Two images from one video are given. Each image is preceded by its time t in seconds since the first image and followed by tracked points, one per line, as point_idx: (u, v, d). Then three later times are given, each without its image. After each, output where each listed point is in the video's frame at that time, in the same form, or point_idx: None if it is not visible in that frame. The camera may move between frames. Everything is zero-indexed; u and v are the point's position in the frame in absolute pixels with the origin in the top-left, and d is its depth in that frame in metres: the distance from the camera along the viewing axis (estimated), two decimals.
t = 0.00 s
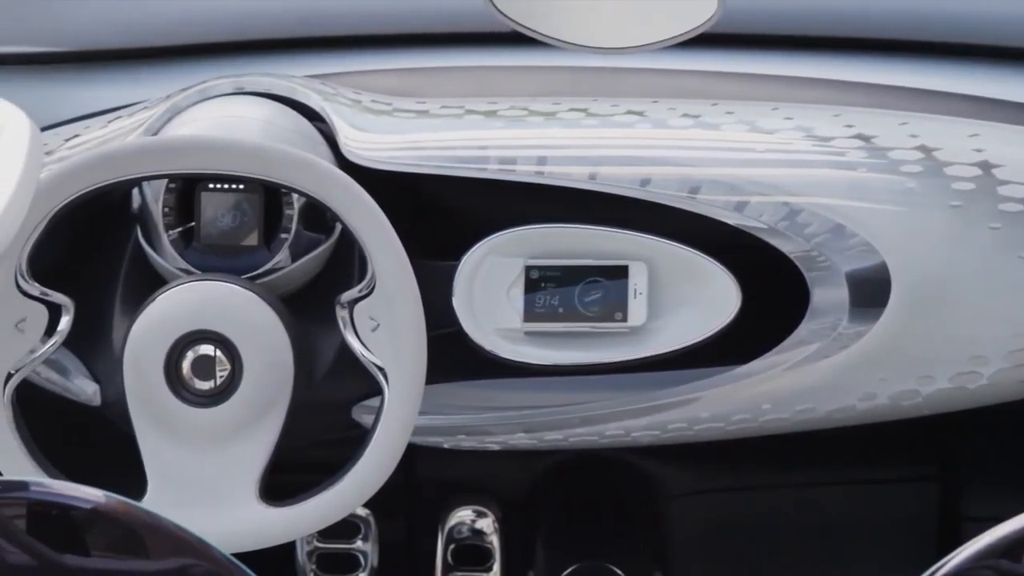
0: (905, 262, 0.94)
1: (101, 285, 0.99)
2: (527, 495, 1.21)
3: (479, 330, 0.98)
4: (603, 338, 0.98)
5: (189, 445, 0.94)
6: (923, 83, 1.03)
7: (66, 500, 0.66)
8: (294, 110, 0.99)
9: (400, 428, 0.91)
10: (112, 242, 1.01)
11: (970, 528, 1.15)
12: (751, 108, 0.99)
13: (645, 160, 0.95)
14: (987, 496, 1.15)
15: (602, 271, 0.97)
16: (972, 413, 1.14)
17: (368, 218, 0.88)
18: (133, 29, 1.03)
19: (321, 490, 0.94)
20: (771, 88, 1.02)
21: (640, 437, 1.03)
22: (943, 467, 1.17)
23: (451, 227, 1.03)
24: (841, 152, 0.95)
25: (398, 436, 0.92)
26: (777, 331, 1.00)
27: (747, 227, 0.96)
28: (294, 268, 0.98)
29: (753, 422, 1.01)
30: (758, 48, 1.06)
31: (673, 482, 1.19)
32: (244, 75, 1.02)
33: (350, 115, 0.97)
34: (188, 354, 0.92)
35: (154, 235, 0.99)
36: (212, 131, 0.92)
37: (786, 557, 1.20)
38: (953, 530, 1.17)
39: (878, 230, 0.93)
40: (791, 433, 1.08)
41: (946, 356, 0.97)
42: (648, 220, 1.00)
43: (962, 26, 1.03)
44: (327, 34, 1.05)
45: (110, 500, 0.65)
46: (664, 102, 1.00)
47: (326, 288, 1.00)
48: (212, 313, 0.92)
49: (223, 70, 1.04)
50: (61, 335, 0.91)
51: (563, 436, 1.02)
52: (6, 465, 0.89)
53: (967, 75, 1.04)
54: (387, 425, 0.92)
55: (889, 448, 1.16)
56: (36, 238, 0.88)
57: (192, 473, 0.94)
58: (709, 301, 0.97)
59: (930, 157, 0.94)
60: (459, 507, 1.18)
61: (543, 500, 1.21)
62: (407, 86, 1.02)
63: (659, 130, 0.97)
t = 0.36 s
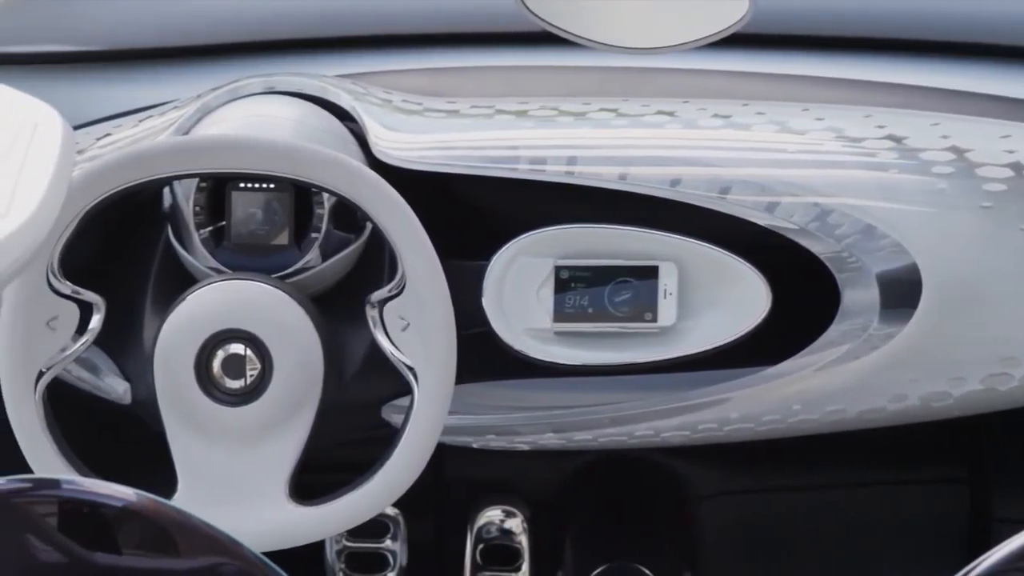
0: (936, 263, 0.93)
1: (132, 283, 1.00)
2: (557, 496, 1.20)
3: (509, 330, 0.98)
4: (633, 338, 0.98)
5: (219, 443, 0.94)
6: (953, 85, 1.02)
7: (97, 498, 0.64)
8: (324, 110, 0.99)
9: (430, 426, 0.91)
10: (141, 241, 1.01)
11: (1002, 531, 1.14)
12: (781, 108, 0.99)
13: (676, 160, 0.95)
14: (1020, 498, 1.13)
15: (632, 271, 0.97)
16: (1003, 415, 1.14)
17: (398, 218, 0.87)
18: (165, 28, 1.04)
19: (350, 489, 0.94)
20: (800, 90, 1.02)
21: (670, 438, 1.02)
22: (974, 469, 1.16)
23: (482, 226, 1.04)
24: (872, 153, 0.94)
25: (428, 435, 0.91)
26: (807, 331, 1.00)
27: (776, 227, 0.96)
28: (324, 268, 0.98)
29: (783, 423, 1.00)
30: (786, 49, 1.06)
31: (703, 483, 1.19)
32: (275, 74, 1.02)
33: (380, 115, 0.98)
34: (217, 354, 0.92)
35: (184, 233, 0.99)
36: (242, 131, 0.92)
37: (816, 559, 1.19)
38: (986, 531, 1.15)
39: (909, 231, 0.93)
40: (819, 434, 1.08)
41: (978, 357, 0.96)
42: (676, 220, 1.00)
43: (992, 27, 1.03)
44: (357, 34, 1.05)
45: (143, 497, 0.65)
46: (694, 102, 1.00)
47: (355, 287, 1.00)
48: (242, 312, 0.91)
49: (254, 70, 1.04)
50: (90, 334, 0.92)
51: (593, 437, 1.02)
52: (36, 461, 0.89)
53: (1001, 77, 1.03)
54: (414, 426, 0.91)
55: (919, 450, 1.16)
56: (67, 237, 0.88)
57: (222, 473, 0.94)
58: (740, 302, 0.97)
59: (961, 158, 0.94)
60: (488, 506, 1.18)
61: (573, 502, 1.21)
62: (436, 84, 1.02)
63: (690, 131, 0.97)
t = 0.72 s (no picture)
0: (969, 266, 0.93)
1: (165, 281, 1.00)
2: (587, 496, 1.22)
3: (541, 330, 0.98)
4: (664, 338, 0.98)
5: (249, 441, 0.91)
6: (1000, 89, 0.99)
7: (130, 496, 0.63)
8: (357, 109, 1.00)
9: (459, 429, 0.88)
10: (173, 241, 1.02)
11: None
12: (813, 109, 0.99)
13: (709, 160, 0.95)
14: None
15: (664, 273, 0.96)
16: None
17: (434, 219, 0.85)
18: (199, 27, 1.04)
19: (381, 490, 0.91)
20: (835, 91, 1.01)
21: (701, 438, 1.03)
22: (1003, 471, 1.17)
23: (514, 227, 1.04)
24: (903, 154, 0.94)
25: (458, 438, 0.88)
26: (841, 329, 1.00)
27: (809, 228, 0.96)
28: (355, 267, 0.98)
29: (814, 424, 1.01)
30: (827, 49, 1.06)
31: (734, 485, 1.20)
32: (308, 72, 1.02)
33: (411, 114, 0.98)
34: (250, 351, 0.89)
35: (216, 231, 0.99)
36: (273, 129, 0.93)
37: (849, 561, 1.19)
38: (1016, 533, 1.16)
39: (942, 232, 0.92)
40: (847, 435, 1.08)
41: (1013, 359, 0.96)
42: (707, 220, 1.00)
43: None
44: (392, 33, 1.05)
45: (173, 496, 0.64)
46: (727, 102, 1.00)
47: (387, 287, 1.01)
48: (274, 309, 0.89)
49: (287, 69, 1.05)
50: (124, 333, 0.89)
51: (624, 437, 1.02)
52: (70, 462, 0.87)
53: None
54: (444, 427, 0.89)
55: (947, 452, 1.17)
56: (100, 237, 0.86)
57: (254, 472, 0.92)
58: (773, 303, 0.97)
59: (994, 159, 0.93)
60: (519, 506, 1.19)
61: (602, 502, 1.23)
62: (468, 83, 1.02)
63: (722, 131, 0.96)
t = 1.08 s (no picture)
0: (1005, 267, 0.92)
1: (199, 280, 1.00)
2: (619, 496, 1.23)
3: (574, 330, 0.98)
4: (698, 339, 0.98)
5: (281, 441, 0.90)
6: None
7: (163, 494, 0.63)
8: (390, 109, 1.00)
9: (490, 430, 0.87)
10: (208, 239, 1.02)
11: None
12: (846, 110, 0.98)
13: (742, 160, 0.95)
14: None
15: (697, 273, 0.96)
16: None
17: (469, 219, 0.83)
18: (234, 27, 1.05)
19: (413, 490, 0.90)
20: (868, 91, 1.01)
21: (734, 440, 1.03)
22: None
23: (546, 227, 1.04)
24: (939, 155, 0.93)
25: (491, 439, 0.87)
26: (875, 330, 1.00)
27: (843, 228, 0.96)
28: (389, 267, 0.98)
29: (847, 426, 1.00)
30: (850, 50, 1.05)
31: (768, 487, 1.20)
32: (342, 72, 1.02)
33: (445, 114, 0.98)
34: (283, 350, 0.89)
35: (250, 230, 0.99)
36: (307, 129, 0.93)
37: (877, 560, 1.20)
38: None
39: (977, 234, 0.92)
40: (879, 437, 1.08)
41: None
42: (740, 221, 1.00)
43: None
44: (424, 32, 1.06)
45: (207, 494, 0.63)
46: (760, 103, 1.00)
47: (421, 286, 1.01)
48: (307, 309, 0.88)
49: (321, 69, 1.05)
50: (158, 332, 0.89)
51: (657, 437, 1.03)
52: (103, 461, 0.86)
53: None
54: (476, 427, 0.87)
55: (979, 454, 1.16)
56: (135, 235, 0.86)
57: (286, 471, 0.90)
58: (806, 304, 0.96)
59: None
60: (551, 506, 1.19)
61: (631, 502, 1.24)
62: (501, 84, 1.03)
63: (756, 132, 0.96)
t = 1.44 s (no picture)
0: None
1: (235, 279, 1.00)
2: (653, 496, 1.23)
3: (608, 329, 0.98)
4: (733, 340, 0.98)
5: (315, 441, 0.89)
6: None
7: (203, 493, 0.58)
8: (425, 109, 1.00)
9: (523, 433, 0.85)
10: (246, 239, 1.03)
11: None
12: (882, 110, 0.98)
13: (777, 160, 0.95)
14: None
15: (732, 273, 0.96)
16: None
17: (504, 220, 0.82)
18: (270, 27, 1.06)
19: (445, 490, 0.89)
20: (903, 91, 1.01)
21: (768, 441, 1.03)
22: None
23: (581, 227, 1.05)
24: (976, 156, 0.93)
25: (524, 440, 0.86)
26: (911, 331, 1.00)
27: (877, 228, 0.94)
28: (424, 266, 0.98)
29: (884, 427, 1.00)
30: (877, 49, 1.07)
31: (799, 485, 1.22)
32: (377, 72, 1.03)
33: (482, 113, 0.98)
34: (318, 350, 0.88)
35: (285, 230, 0.99)
36: (342, 128, 0.92)
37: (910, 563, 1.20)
38: None
39: (1017, 235, 0.91)
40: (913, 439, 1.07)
41: None
42: (774, 221, 1.00)
43: None
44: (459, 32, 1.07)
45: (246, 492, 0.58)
46: (796, 104, 1.00)
47: (456, 286, 1.01)
48: (341, 309, 0.87)
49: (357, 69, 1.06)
50: (193, 330, 0.90)
51: (691, 438, 1.03)
52: (139, 460, 0.86)
53: None
54: (509, 428, 0.86)
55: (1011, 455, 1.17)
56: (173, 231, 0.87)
57: (319, 470, 0.90)
58: (841, 306, 0.96)
59: None
60: (584, 507, 1.19)
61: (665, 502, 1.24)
62: (535, 83, 1.03)
63: (792, 132, 0.96)
